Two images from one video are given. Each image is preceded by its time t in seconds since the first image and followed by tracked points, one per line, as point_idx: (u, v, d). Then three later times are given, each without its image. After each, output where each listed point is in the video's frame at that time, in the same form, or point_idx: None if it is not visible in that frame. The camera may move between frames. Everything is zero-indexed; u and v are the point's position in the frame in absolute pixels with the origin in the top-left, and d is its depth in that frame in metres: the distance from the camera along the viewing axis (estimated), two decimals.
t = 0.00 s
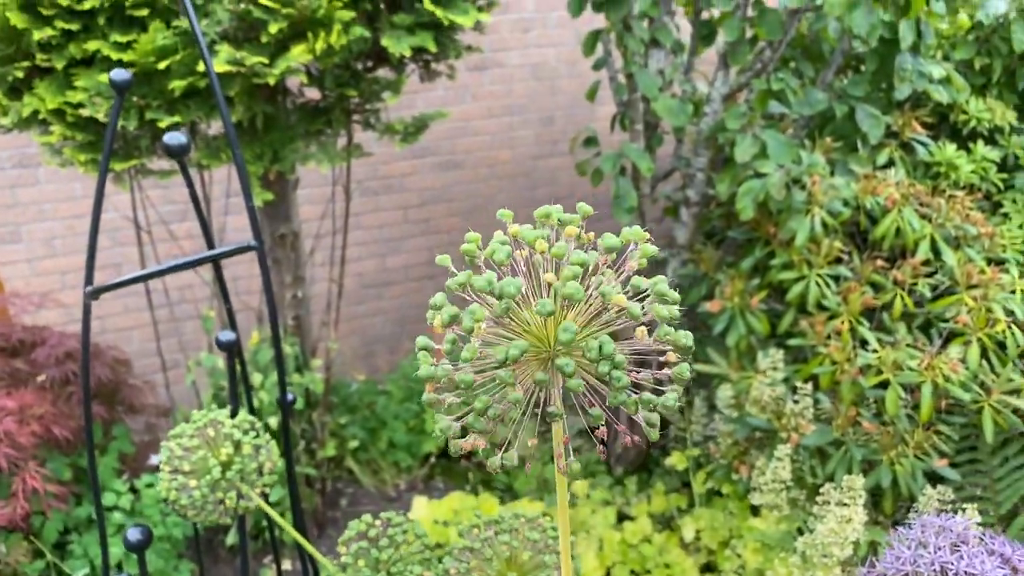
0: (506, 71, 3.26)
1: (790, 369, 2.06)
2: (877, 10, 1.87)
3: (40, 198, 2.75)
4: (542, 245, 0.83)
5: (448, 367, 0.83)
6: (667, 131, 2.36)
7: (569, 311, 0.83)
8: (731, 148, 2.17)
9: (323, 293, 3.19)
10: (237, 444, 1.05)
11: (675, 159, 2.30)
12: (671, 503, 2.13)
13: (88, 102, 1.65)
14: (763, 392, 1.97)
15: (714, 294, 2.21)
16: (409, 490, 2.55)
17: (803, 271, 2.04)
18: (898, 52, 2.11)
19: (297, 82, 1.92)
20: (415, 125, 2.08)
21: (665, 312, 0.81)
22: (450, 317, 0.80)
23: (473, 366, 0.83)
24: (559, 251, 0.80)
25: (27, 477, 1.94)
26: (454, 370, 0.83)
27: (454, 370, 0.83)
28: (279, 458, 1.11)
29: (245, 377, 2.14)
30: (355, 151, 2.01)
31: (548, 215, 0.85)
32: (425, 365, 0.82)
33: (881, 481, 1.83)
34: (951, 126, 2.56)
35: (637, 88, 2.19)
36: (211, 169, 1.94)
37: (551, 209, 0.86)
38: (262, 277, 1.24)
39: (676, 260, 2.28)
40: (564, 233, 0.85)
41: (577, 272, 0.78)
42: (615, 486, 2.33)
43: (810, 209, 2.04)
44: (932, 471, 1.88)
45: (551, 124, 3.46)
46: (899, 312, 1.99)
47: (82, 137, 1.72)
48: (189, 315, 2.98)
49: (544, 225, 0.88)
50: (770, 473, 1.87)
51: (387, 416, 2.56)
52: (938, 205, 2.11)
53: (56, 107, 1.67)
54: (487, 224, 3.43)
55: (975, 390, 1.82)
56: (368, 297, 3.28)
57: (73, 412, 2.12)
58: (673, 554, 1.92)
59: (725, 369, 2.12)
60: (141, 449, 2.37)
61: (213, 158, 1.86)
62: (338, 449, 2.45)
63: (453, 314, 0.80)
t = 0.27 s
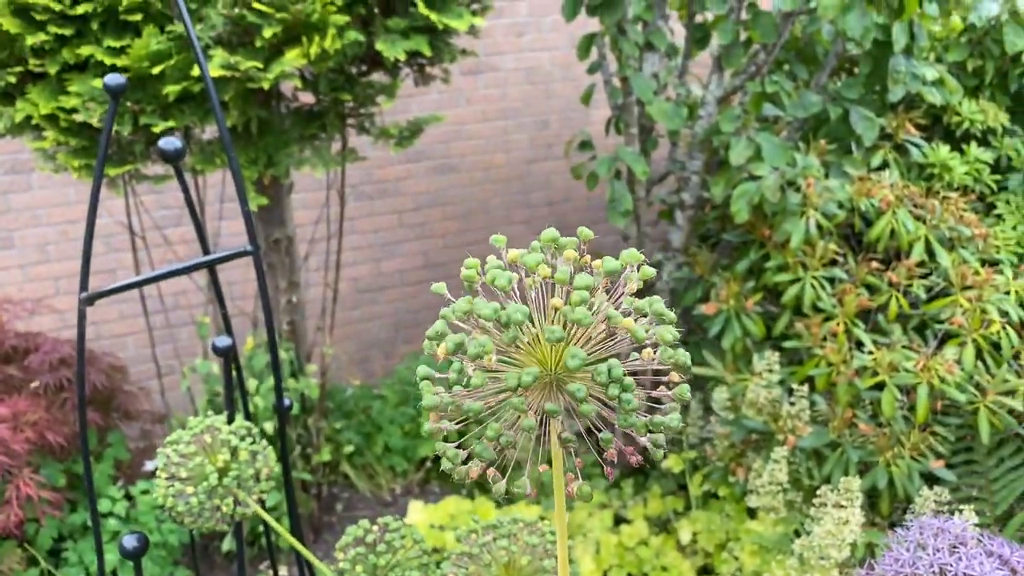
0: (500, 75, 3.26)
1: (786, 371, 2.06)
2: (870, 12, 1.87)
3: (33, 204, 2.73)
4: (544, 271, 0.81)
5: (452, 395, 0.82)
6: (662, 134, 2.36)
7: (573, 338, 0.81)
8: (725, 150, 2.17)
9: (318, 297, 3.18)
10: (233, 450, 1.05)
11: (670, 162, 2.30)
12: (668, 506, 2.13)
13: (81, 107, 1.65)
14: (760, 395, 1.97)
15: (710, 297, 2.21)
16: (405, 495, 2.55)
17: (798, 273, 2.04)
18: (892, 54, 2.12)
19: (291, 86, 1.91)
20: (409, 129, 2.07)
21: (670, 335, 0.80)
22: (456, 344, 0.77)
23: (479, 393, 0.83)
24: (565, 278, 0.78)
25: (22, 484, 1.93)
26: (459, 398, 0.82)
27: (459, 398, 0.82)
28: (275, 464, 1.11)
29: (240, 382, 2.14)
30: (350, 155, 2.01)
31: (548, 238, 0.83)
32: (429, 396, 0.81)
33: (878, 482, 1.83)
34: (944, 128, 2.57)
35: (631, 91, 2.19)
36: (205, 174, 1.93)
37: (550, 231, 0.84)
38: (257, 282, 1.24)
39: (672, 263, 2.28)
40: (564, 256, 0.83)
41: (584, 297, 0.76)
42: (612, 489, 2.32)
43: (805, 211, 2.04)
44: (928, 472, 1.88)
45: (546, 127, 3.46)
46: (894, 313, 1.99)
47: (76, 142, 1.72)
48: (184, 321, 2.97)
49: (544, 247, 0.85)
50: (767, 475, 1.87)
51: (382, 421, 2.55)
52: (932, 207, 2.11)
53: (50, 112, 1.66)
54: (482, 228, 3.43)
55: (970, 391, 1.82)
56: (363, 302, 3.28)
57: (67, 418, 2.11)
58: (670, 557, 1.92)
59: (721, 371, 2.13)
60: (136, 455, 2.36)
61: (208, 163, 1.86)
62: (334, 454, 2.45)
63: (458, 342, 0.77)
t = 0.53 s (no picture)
0: (493, 76, 3.26)
1: (780, 370, 2.06)
2: (862, 12, 1.87)
3: (24, 206, 2.72)
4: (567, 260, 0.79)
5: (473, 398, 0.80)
6: (655, 134, 2.36)
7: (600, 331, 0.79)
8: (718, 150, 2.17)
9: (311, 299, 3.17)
10: (227, 450, 1.04)
11: (663, 162, 2.30)
12: (663, 506, 2.13)
13: (73, 109, 1.64)
14: (754, 394, 1.97)
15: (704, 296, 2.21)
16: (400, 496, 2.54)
17: (792, 273, 2.04)
18: (884, 54, 2.12)
19: (283, 87, 1.91)
20: (402, 130, 2.07)
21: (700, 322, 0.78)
22: (488, 343, 0.75)
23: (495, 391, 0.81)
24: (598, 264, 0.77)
25: (14, 488, 1.92)
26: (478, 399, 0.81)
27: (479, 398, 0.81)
28: (270, 465, 1.10)
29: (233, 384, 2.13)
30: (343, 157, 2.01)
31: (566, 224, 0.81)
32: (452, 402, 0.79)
33: (873, 481, 1.84)
34: (935, 128, 2.57)
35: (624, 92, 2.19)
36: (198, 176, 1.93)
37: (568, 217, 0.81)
38: (250, 283, 1.23)
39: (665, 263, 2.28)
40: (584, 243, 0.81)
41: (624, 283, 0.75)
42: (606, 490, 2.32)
43: (798, 210, 2.04)
44: (922, 471, 1.89)
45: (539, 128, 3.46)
46: (888, 312, 2.00)
47: (67, 143, 1.71)
48: (177, 323, 2.96)
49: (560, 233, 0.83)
50: (761, 474, 1.87)
51: (376, 423, 2.55)
52: (925, 206, 2.12)
53: (40, 114, 1.65)
54: (475, 229, 3.42)
55: (964, 390, 1.83)
56: (357, 303, 3.27)
57: (59, 421, 2.10)
58: (665, 557, 1.92)
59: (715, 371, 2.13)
60: (129, 458, 2.35)
61: (200, 164, 1.85)
62: (328, 456, 2.44)
63: (489, 341, 0.76)
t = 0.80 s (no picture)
0: (485, 77, 3.26)
1: (773, 370, 2.06)
2: (854, 12, 1.87)
3: (14, 209, 2.70)
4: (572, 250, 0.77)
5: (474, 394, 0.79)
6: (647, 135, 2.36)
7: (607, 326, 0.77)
8: (711, 151, 2.17)
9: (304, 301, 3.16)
10: (218, 453, 1.04)
11: (656, 163, 2.30)
12: (657, 507, 2.13)
13: (61, 110, 1.63)
14: (747, 394, 1.97)
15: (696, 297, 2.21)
16: (393, 499, 2.53)
17: (784, 273, 2.04)
18: (875, 54, 2.12)
19: (274, 88, 1.90)
20: (393, 131, 2.06)
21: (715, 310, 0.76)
22: (493, 341, 0.75)
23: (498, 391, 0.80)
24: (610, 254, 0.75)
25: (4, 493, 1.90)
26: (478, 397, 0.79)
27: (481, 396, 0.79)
28: (261, 468, 1.10)
29: (225, 387, 2.12)
30: (334, 158, 2.00)
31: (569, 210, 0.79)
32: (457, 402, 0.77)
33: (866, 482, 1.84)
34: (927, 127, 2.58)
35: (616, 92, 2.19)
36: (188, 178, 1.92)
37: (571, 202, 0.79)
38: (240, 285, 1.22)
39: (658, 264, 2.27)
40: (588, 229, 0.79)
41: (637, 274, 0.73)
42: (600, 491, 2.32)
43: (791, 210, 2.04)
44: (916, 471, 1.89)
45: (531, 129, 3.45)
46: (880, 312, 2.00)
47: (56, 145, 1.70)
48: (168, 326, 2.95)
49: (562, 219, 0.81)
50: (755, 474, 1.87)
51: (369, 425, 2.54)
52: (916, 205, 2.12)
53: (28, 116, 1.64)
54: (468, 230, 3.42)
55: (956, 389, 1.83)
56: (350, 305, 3.26)
57: (50, 425, 2.08)
58: (659, 558, 1.91)
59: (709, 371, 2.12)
60: (121, 461, 2.33)
61: (190, 166, 1.84)
62: (320, 459, 2.43)
63: (494, 338, 0.75)
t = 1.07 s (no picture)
0: (477, 78, 3.26)
1: (765, 370, 2.06)
2: (844, 12, 1.88)
3: (4, 211, 2.69)
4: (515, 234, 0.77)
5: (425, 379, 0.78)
6: (639, 135, 2.36)
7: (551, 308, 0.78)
8: (702, 151, 2.18)
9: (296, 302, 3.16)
10: (208, 454, 1.03)
11: (648, 163, 2.30)
12: (650, 507, 2.13)
13: (51, 112, 1.62)
14: (739, 394, 1.97)
15: (688, 297, 2.21)
16: (386, 500, 2.52)
17: (776, 273, 2.05)
18: (866, 54, 2.13)
19: (265, 89, 1.89)
20: (385, 132, 2.06)
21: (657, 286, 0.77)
22: (439, 322, 0.74)
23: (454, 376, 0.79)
24: (552, 233, 0.76)
25: None
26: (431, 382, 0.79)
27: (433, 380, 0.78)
28: (251, 469, 1.09)
29: (216, 389, 2.11)
30: (325, 159, 1.99)
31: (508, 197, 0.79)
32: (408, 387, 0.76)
33: (857, 481, 1.84)
34: (917, 128, 2.59)
35: (608, 93, 2.19)
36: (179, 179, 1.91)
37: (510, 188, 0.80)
38: (230, 287, 1.22)
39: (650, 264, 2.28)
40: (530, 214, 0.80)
41: (578, 251, 0.74)
42: (593, 491, 2.32)
43: (782, 210, 2.04)
44: (907, 469, 1.89)
45: (524, 130, 3.45)
46: (871, 311, 2.00)
47: (46, 147, 1.69)
48: (160, 328, 2.94)
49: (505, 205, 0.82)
50: (747, 474, 1.87)
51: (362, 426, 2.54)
52: (907, 205, 2.12)
53: (18, 117, 1.63)
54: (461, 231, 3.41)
55: (947, 388, 1.83)
56: (342, 306, 3.25)
57: (41, 428, 2.07)
58: (652, 558, 1.92)
59: (701, 371, 2.13)
60: (113, 464, 2.32)
61: (181, 167, 1.84)
62: (312, 460, 2.43)
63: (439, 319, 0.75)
